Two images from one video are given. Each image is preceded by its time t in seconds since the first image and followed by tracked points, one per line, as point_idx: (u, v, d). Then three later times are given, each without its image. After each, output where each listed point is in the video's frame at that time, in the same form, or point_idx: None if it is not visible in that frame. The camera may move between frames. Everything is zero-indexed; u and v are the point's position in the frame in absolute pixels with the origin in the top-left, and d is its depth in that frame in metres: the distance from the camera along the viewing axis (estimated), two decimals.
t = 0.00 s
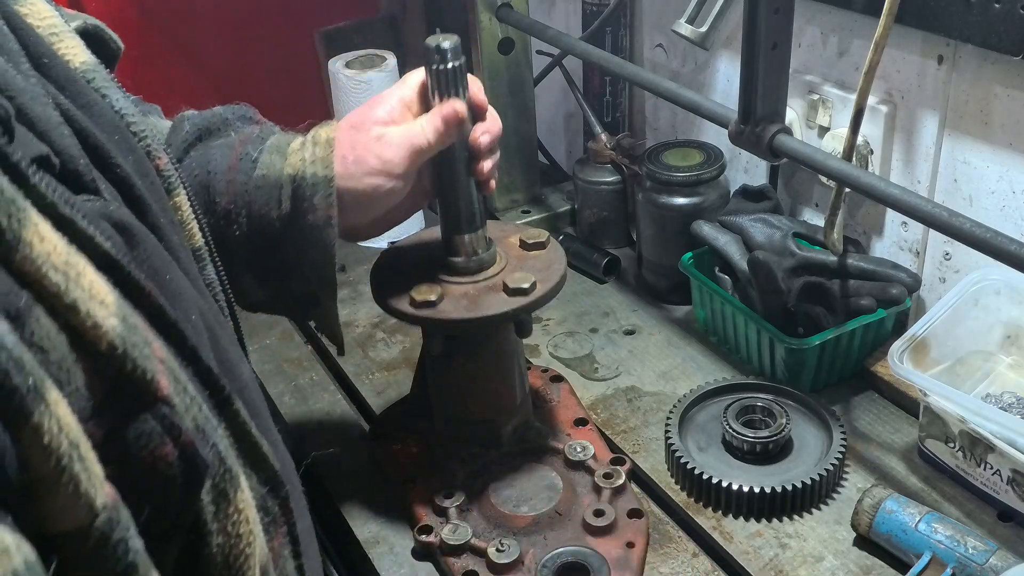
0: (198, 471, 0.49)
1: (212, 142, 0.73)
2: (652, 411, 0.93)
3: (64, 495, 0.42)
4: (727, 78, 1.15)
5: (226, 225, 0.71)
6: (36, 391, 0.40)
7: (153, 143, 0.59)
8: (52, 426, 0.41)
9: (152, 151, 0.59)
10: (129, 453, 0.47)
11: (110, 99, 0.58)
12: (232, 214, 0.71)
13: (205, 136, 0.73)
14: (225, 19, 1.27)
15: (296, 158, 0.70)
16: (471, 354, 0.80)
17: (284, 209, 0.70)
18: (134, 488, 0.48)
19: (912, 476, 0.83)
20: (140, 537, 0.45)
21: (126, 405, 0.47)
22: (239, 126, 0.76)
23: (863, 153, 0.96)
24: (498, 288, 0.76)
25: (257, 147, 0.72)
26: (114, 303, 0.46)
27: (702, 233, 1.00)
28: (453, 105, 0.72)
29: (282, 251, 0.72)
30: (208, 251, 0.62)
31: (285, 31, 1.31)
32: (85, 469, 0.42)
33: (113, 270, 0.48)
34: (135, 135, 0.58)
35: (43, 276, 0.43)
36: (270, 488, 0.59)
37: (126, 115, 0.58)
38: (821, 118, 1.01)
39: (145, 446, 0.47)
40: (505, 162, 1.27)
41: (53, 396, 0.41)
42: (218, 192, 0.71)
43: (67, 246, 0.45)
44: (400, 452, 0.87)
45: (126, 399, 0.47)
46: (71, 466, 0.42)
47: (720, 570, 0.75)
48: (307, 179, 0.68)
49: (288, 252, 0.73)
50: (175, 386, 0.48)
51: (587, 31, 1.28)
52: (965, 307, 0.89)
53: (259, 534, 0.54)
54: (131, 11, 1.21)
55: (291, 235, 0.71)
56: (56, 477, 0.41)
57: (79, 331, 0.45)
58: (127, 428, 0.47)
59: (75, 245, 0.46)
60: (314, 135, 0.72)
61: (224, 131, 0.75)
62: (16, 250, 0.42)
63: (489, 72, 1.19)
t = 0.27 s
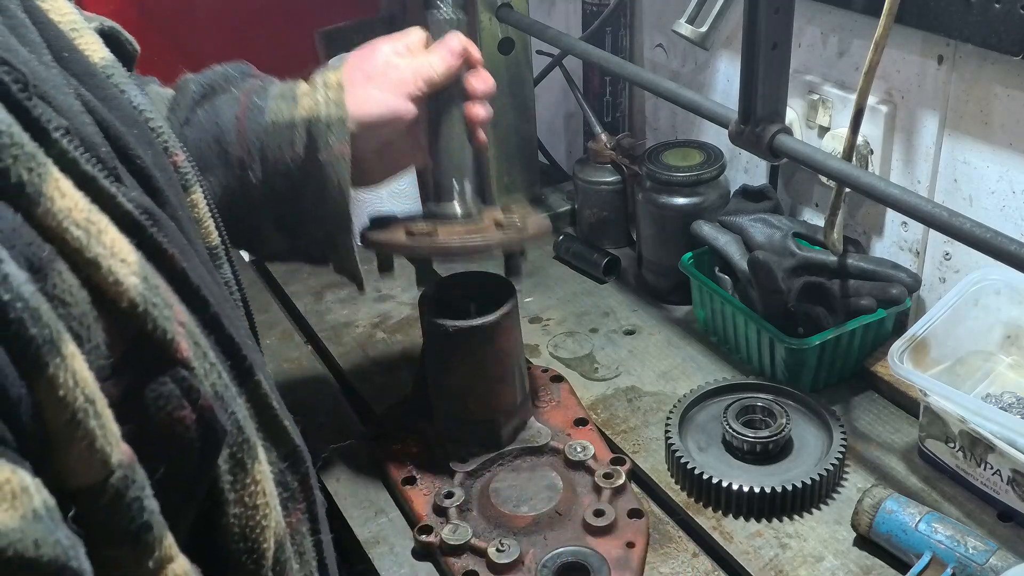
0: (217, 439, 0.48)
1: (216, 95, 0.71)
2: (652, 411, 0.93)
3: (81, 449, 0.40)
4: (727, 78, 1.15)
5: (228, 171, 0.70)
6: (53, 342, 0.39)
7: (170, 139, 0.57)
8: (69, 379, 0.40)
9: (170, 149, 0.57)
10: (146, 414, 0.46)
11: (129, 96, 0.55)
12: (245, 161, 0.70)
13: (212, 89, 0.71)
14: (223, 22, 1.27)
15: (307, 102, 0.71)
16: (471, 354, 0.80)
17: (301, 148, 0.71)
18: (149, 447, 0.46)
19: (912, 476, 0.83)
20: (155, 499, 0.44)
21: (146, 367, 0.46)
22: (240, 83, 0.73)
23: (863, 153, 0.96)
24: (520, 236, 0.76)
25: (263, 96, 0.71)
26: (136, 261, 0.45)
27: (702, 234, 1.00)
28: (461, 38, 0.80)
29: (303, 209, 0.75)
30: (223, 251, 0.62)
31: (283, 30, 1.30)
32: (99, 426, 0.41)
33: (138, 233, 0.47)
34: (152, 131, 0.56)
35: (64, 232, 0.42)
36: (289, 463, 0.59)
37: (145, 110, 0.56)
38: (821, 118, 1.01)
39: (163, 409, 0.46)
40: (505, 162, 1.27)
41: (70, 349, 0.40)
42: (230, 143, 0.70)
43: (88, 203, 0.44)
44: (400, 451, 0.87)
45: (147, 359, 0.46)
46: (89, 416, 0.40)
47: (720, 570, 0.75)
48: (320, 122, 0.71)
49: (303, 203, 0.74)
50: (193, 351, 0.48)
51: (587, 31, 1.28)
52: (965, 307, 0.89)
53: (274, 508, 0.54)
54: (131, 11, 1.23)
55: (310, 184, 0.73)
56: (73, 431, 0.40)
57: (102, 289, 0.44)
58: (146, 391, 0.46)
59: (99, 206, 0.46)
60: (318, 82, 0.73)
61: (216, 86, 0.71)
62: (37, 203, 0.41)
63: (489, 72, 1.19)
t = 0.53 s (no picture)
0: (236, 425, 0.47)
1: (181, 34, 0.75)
2: (652, 411, 0.93)
3: (107, 428, 0.39)
4: (727, 78, 1.15)
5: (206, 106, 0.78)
6: (83, 323, 0.37)
7: (187, 134, 0.58)
8: (97, 358, 0.38)
9: (186, 143, 0.58)
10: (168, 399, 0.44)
11: (148, 91, 0.55)
12: (222, 96, 0.78)
13: (176, 29, 0.76)
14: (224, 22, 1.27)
15: (275, 35, 0.79)
16: (471, 353, 0.80)
17: (278, 77, 0.80)
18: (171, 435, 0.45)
19: (912, 476, 0.83)
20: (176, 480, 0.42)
21: (170, 351, 0.44)
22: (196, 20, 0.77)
23: (863, 153, 0.96)
24: (475, 158, 0.93)
25: (226, 29, 0.77)
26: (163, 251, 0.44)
27: (702, 234, 1.00)
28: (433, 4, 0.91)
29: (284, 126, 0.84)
30: (236, 247, 0.62)
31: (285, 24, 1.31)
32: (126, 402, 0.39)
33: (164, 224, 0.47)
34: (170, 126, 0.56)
35: (96, 219, 0.41)
36: (304, 456, 0.59)
37: (163, 106, 0.56)
38: (821, 118, 1.01)
39: (185, 395, 0.45)
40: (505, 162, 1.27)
41: (98, 328, 0.38)
42: (205, 82, 0.76)
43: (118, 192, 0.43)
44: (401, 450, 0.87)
45: (171, 346, 0.44)
46: (117, 389, 0.39)
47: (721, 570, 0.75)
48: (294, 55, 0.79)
49: (288, 126, 0.85)
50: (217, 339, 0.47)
51: (587, 31, 1.28)
52: (965, 307, 0.89)
53: (290, 496, 0.53)
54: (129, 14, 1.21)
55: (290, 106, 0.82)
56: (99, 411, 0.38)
57: (129, 277, 0.42)
58: (168, 374, 0.44)
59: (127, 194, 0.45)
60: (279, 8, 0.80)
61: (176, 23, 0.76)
62: (69, 190, 0.40)
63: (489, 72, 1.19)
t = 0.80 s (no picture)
0: (238, 356, 0.48)
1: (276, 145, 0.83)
2: (652, 411, 0.93)
3: (108, 334, 0.38)
4: (727, 78, 1.15)
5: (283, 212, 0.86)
6: (87, 228, 0.37)
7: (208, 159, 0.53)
8: (103, 260, 0.38)
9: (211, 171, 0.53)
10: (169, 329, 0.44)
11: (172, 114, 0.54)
12: (308, 206, 0.87)
13: (273, 137, 0.83)
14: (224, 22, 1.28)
15: (360, 158, 0.87)
16: (472, 353, 0.80)
17: (355, 194, 0.87)
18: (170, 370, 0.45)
19: (912, 476, 0.83)
20: (176, 396, 0.42)
21: (177, 279, 0.44)
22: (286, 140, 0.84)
23: (864, 153, 0.96)
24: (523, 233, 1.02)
25: (316, 148, 0.86)
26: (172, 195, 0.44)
27: (702, 234, 1.00)
28: (460, 80, 0.98)
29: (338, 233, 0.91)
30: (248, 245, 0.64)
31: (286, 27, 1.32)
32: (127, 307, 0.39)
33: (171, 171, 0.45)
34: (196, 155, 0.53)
35: (107, 148, 0.41)
36: (314, 415, 0.58)
37: (191, 135, 0.52)
38: (821, 118, 1.01)
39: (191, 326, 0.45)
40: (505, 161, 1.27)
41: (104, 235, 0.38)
42: (296, 194, 0.85)
43: (129, 126, 0.43)
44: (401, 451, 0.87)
45: (178, 271, 0.44)
46: (124, 294, 0.39)
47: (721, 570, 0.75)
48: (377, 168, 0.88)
49: (341, 232, 0.91)
50: (224, 278, 0.47)
51: (587, 31, 1.28)
52: (965, 307, 0.89)
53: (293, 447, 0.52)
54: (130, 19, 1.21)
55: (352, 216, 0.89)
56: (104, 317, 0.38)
57: (139, 209, 0.43)
58: (170, 301, 0.44)
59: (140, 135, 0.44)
60: (361, 134, 0.89)
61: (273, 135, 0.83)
62: (84, 114, 0.41)
63: (489, 72, 1.19)
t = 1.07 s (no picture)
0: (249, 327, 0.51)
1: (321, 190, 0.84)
2: (652, 411, 0.93)
3: (124, 282, 0.42)
4: (727, 78, 1.15)
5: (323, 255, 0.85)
6: (109, 176, 0.42)
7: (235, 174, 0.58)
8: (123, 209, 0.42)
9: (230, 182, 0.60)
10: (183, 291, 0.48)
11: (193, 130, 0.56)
12: (349, 240, 0.87)
13: (316, 173, 0.85)
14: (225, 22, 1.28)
15: (401, 195, 0.91)
16: (472, 352, 0.80)
17: (396, 230, 0.90)
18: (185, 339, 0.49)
19: (912, 476, 0.83)
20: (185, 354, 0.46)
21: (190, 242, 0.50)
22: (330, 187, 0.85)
23: (864, 153, 0.96)
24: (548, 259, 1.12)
25: (359, 185, 0.88)
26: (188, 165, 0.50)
27: (702, 234, 1.00)
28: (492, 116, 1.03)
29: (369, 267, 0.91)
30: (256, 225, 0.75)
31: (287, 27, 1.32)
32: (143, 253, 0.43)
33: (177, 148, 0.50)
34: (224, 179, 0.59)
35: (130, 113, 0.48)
36: (321, 400, 0.67)
37: (213, 144, 0.55)
38: (821, 118, 1.01)
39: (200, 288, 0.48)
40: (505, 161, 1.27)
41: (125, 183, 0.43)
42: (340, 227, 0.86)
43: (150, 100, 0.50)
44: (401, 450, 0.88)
45: (193, 237, 0.50)
46: (140, 246, 0.43)
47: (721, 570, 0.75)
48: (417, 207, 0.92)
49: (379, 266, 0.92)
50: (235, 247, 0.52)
51: (587, 31, 1.28)
52: (965, 307, 0.89)
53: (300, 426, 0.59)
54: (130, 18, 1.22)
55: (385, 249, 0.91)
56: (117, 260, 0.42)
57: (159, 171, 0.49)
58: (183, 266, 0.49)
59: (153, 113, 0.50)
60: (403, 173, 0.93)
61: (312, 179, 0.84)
62: (110, 85, 0.48)
63: (489, 72, 1.19)
